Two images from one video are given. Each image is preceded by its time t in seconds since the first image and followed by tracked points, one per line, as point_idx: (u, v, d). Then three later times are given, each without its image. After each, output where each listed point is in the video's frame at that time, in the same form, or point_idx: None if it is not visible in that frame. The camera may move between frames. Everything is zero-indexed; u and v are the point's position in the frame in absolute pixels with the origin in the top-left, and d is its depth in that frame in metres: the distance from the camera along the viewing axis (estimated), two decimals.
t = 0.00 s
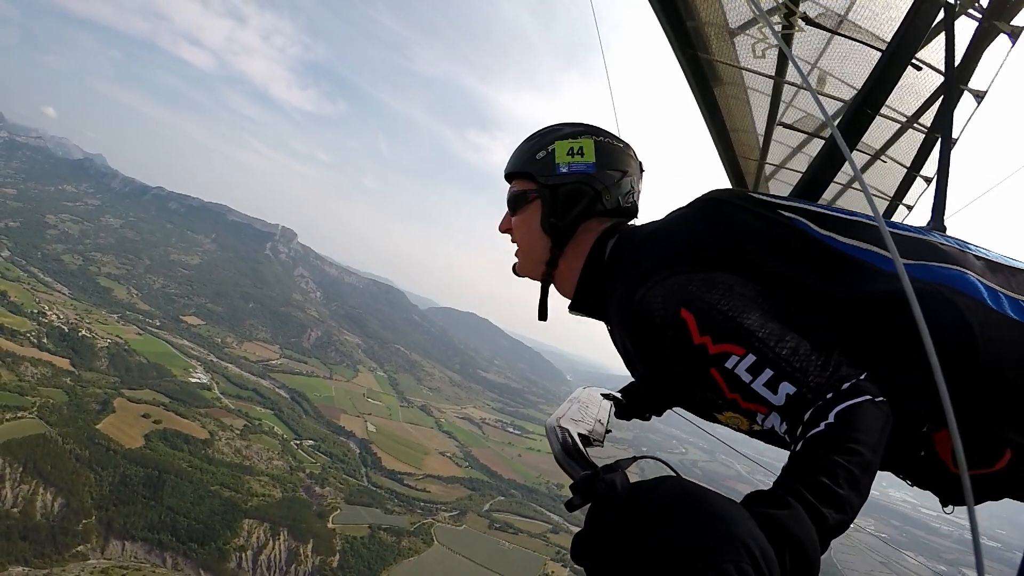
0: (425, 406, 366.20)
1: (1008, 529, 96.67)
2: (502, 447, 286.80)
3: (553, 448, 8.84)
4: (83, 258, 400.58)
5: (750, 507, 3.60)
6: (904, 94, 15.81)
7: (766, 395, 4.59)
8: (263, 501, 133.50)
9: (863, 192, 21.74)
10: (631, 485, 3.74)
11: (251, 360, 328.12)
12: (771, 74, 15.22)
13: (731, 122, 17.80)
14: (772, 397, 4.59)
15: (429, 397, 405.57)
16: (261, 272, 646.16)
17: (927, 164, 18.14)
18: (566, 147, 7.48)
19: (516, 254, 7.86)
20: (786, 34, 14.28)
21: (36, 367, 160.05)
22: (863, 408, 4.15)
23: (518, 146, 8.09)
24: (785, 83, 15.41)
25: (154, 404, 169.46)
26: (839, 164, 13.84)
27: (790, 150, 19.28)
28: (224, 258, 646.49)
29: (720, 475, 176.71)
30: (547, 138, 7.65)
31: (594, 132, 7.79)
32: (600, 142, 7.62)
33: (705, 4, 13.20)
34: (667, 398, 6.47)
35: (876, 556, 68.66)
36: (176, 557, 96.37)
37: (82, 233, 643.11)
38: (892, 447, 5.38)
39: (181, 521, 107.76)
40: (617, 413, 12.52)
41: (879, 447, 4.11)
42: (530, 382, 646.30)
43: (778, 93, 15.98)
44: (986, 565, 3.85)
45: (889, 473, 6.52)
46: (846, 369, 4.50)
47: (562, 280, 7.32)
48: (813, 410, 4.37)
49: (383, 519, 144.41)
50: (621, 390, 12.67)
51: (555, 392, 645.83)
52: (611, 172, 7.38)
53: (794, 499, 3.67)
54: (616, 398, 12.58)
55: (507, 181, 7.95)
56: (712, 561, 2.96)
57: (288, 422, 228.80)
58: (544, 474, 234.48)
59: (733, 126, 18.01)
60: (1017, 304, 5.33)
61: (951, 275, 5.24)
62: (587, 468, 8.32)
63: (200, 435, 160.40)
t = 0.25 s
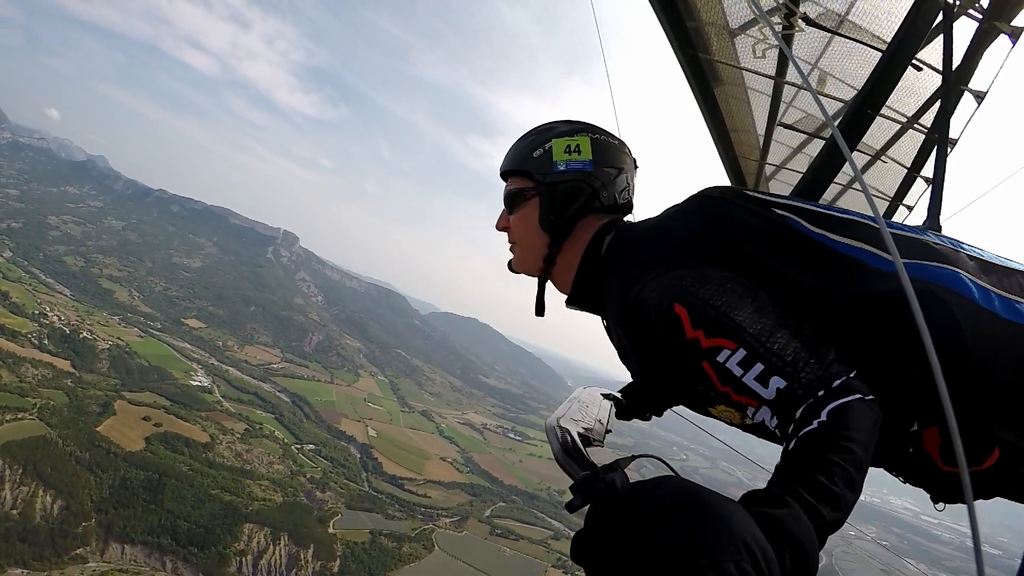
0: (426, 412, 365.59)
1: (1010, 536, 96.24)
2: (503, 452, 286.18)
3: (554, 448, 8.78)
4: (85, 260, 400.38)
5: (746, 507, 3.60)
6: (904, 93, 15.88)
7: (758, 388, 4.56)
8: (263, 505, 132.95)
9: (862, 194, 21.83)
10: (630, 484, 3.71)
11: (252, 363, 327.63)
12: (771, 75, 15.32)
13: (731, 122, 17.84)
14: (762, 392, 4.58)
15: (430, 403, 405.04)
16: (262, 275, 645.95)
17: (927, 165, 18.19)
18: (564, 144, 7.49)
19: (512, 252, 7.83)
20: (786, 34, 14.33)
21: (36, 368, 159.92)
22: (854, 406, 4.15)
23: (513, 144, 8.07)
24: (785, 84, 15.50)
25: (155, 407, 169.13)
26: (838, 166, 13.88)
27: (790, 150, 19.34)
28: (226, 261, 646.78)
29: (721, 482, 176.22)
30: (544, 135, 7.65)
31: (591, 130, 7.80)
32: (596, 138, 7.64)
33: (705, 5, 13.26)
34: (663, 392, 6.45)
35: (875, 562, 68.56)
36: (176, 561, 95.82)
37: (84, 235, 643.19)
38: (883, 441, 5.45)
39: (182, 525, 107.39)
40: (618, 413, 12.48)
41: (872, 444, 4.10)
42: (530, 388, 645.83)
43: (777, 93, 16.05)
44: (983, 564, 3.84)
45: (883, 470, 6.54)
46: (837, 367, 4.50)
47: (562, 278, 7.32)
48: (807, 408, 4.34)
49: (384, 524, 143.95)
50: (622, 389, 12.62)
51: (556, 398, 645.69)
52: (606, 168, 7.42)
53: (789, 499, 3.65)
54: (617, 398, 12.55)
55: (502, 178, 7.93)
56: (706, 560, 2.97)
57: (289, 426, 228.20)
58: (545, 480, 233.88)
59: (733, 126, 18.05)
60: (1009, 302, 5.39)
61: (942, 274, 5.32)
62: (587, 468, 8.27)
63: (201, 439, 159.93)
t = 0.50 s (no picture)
0: (429, 413, 365.31)
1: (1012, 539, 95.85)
2: (505, 454, 285.82)
3: (556, 452, 8.66)
4: (88, 259, 400.62)
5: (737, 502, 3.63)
6: (903, 94, 15.92)
7: (725, 372, 4.67)
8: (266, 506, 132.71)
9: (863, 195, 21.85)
10: (630, 486, 3.66)
11: (254, 363, 327.60)
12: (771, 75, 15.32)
13: (731, 123, 17.89)
14: (732, 374, 4.66)
15: (432, 404, 404.90)
16: (265, 276, 645.97)
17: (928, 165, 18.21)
18: (557, 145, 7.62)
19: (506, 251, 7.76)
20: (786, 35, 14.36)
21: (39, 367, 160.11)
22: (826, 394, 4.25)
23: (491, 146, 7.96)
24: (786, 84, 15.49)
25: (158, 407, 169.21)
26: (838, 166, 13.86)
27: (790, 150, 19.39)
28: (229, 261, 647.30)
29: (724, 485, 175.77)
30: (534, 136, 7.71)
31: (574, 132, 8.06)
32: (584, 140, 7.91)
33: (705, 6, 13.29)
34: (642, 385, 6.58)
35: (877, 564, 68.49)
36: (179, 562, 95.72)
37: (87, 234, 643.49)
38: (853, 430, 5.61)
39: (185, 526, 107.27)
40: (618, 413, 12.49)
41: (844, 431, 4.22)
42: (533, 389, 645.44)
43: (778, 93, 16.07)
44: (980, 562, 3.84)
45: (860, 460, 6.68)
46: (804, 354, 4.65)
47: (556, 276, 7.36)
48: (779, 395, 4.44)
49: (387, 526, 143.77)
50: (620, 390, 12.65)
51: (558, 400, 645.48)
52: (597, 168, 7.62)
53: (780, 490, 3.69)
54: (616, 399, 12.57)
55: (483, 184, 7.84)
56: (707, 563, 2.96)
57: (292, 426, 228.06)
58: (547, 481, 233.69)
59: (734, 127, 18.08)
60: (985, 299, 5.56)
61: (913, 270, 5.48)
62: (590, 470, 8.22)
63: (204, 439, 159.96)
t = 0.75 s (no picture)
0: (433, 408, 366.07)
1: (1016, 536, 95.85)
2: (509, 450, 286.46)
3: (557, 453, 8.63)
4: (92, 256, 401.61)
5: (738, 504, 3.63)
6: (903, 94, 15.84)
7: (732, 379, 4.62)
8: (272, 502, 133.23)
9: (863, 194, 21.81)
10: (630, 485, 3.65)
11: (258, 359, 328.54)
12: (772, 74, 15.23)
13: (730, 123, 17.80)
14: (737, 382, 4.61)
15: (436, 400, 405.70)
16: (269, 272, 646.46)
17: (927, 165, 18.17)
18: (555, 145, 7.61)
19: (508, 253, 7.72)
20: (786, 34, 14.27)
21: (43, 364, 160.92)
22: (831, 399, 4.20)
23: (490, 149, 7.90)
24: (785, 83, 15.43)
25: (163, 403, 170.06)
26: (838, 166, 13.77)
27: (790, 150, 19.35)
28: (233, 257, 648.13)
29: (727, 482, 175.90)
30: (535, 135, 7.68)
31: (572, 131, 8.05)
32: (582, 139, 7.92)
33: (705, 5, 13.20)
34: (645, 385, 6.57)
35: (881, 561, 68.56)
36: (185, 559, 96.48)
37: (91, 231, 643.75)
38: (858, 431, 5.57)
39: (190, 522, 107.89)
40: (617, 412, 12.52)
41: (849, 435, 4.19)
42: (536, 385, 645.98)
43: (778, 93, 16.03)
44: (981, 559, 3.82)
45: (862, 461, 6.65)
46: (810, 358, 4.61)
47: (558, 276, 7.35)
48: (782, 400, 4.41)
49: (391, 522, 144.30)
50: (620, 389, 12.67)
51: (561, 395, 646.12)
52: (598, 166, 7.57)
53: (777, 489, 3.70)
54: (615, 399, 12.60)
55: (482, 187, 7.77)
56: (711, 562, 2.96)
57: (296, 422, 228.85)
58: (551, 477, 234.22)
59: (733, 126, 18.01)
60: (989, 303, 5.52)
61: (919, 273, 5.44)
62: (589, 470, 8.22)
63: (209, 435, 160.79)
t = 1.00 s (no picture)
0: (440, 401, 366.61)
1: None
2: (516, 443, 286.94)
3: (556, 450, 8.64)
4: (99, 250, 403.16)
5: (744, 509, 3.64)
6: (904, 93, 15.66)
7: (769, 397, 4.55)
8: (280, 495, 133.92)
9: (862, 193, 21.67)
10: (633, 482, 3.67)
11: (265, 352, 329.74)
12: (771, 73, 15.12)
13: (730, 122, 17.68)
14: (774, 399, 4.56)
15: (443, 394, 406.24)
16: (275, 265, 647.16)
17: (927, 165, 18.02)
18: (578, 138, 7.46)
19: (524, 245, 7.81)
20: (786, 33, 14.12)
21: (51, 359, 162.44)
22: (863, 420, 4.20)
23: (521, 136, 7.99)
24: (785, 83, 15.31)
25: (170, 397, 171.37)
26: (837, 166, 13.66)
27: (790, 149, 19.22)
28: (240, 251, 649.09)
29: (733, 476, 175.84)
30: (557, 128, 7.61)
31: (604, 123, 7.79)
32: (611, 132, 7.66)
33: (705, 4, 13.06)
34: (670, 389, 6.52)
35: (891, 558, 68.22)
36: (193, 552, 97.37)
37: (97, 225, 643.85)
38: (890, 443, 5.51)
39: (198, 515, 108.70)
40: (617, 412, 12.54)
41: (880, 456, 4.18)
42: (543, 378, 645.79)
43: (778, 92, 15.91)
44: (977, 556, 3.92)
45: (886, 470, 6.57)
46: (849, 379, 4.57)
47: (573, 274, 7.32)
48: (815, 419, 4.40)
49: (399, 515, 144.66)
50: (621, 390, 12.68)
51: (568, 388, 645.92)
52: (620, 164, 7.38)
53: (785, 501, 3.72)
54: (616, 398, 12.62)
55: (511, 172, 7.87)
56: (708, 562, 2.99)
57: (303, 415, 229.95)
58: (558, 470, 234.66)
59: (733, 126, 17.88)
60: (1015, 311, 5.39)
61: (952, 284, 5.36)
62: (586, 469, 8.24)
63: (216, 429, 161.97)
